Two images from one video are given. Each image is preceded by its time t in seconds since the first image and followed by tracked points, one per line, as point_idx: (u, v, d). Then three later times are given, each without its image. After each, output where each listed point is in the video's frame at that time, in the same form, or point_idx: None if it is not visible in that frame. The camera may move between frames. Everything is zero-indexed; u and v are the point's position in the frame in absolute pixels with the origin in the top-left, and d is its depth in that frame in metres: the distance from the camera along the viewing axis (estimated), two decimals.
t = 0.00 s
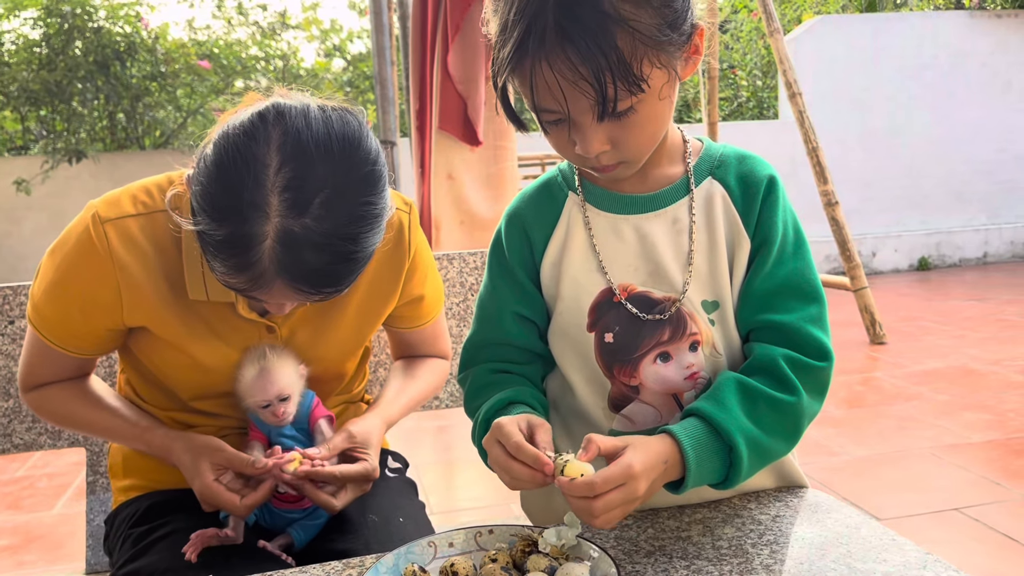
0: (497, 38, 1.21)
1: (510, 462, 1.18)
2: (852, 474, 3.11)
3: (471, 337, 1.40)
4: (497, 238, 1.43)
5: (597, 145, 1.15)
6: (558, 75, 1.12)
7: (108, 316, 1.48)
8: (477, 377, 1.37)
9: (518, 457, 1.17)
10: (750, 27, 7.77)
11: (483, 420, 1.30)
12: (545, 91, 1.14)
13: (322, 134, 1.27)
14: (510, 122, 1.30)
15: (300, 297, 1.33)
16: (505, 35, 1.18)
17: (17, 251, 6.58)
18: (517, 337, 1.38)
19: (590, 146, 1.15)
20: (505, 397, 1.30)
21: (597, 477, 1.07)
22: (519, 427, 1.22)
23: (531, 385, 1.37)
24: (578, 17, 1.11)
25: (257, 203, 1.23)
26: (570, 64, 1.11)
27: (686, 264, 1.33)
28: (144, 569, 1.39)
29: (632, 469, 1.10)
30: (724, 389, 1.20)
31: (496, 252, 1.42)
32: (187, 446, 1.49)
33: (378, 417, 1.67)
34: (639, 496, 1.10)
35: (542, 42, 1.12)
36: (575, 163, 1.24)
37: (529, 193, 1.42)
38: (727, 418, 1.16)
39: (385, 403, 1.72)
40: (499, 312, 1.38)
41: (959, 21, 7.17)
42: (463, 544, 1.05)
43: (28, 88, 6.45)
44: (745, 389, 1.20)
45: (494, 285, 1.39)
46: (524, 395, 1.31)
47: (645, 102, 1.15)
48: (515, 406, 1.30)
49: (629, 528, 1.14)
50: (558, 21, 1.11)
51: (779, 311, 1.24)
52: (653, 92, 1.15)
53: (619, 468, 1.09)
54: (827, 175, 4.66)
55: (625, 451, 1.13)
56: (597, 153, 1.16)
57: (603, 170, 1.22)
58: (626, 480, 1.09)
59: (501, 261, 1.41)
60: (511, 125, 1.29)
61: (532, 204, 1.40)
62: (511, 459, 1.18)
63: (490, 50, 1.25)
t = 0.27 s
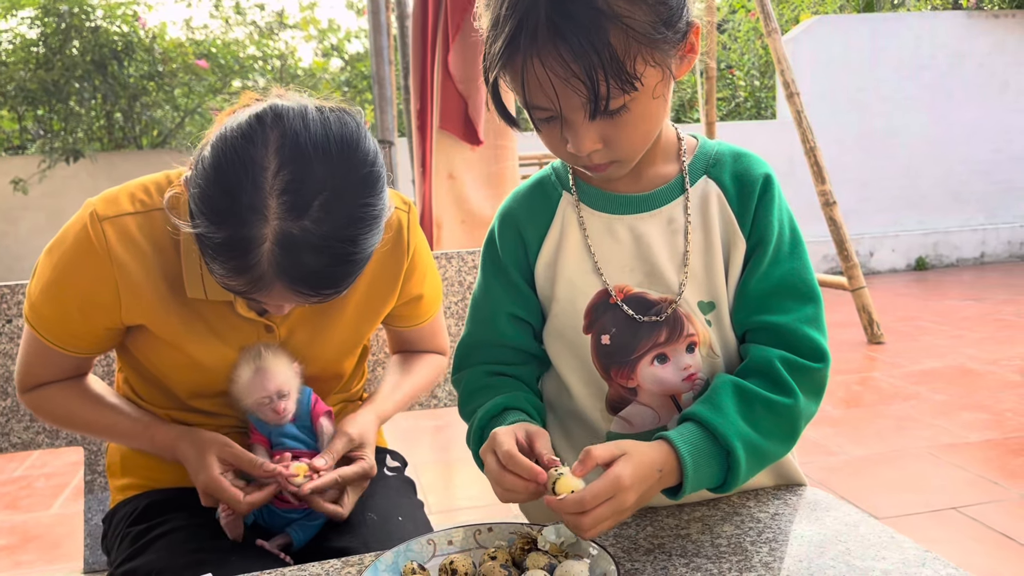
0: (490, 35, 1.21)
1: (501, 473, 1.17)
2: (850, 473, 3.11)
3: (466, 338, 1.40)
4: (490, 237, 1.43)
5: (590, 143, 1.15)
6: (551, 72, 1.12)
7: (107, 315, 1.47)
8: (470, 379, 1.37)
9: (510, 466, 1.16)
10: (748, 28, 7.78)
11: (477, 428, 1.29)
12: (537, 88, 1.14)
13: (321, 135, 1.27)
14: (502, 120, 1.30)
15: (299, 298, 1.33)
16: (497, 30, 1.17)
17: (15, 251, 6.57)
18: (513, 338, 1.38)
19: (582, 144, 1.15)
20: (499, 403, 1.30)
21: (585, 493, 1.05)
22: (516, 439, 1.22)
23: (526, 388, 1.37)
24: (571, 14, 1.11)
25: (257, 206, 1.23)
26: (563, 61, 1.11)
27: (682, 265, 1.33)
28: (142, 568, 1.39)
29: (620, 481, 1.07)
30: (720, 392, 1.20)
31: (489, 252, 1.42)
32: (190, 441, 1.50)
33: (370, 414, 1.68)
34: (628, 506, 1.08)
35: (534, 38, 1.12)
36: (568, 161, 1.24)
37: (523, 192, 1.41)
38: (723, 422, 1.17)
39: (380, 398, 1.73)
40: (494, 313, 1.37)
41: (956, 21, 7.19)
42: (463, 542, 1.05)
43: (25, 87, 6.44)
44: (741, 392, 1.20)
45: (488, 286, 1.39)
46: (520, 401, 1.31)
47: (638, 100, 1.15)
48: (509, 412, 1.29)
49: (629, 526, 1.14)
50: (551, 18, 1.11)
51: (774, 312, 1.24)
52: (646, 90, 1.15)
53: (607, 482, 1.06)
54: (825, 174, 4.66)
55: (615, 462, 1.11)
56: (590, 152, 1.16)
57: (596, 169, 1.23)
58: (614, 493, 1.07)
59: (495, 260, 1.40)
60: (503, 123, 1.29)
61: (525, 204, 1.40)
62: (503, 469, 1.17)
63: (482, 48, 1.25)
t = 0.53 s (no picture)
0: (482, 34, 1.20)
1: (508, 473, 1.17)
2: (849, 471, 3.11)
3: (456, 338, 1.39)
4: (482, 237, 1.42)
5: (584, 144, 1.16)
6: (545, 73, 1.11)
7: (104, 313, 1.47)
8: (461, 381, 1.36)
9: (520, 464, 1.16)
10: (747, 27, 7.77)
11: (467, 429, 1.29)
12: (531, 90, 1.14)
13: (322, 134, 1.27)
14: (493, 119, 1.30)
15: (303, 296, 1.34)
16: (490, 30, 1.17)
17: (13, 250, 6.56)
18: (504, 338, 1.37)
19: (576, 146, 1.16)
20: (487, 408, 1.29)
21: (586, 495, 1.07)
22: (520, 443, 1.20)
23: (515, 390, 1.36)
24: (564, 14, 1.10)
25: (260, 208, 1.23)
26: (557, 63, 1.11)
27: (678, 263, 1.33)
28: (141, 567, 1.39)
29: (621, 481, 1.09)
30: (725, 391, 1.20)
31: (481, 251, 1.41)
32: (190, 438, 1.49)
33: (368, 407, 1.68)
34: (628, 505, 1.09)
35: (528, 39, 1.11)
36: (562, 161, 1.24)
37: (515, 190, 1.41)
38: (729, 422, 1.17)
39: (374, 386, 1.73)
40: (485, 314, 1.37)
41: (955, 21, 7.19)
42: (461, 539, 1.05)
43: (24, 86, 6.44)
44: (745, 391, 1.20)
45: (480, 285, 1.38)
46: (509, 406, 1.30)
47: (633, 101, 1.15)
48: (497, 416, 1.28)
49: (628, 524, 1.13)
50: (544, 19, 1.11)
51: (774, 310, 1.24)
52: (641, 90, 1.16)
53: (608, 483, 1.08)
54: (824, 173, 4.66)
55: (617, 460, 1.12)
56: (584, 153, 1.17)
57: (589, 169, 1.23)
58: (615, 494, 1.08)
59: (486, 259, 1.39)
60: (495, 124, 1.29)
61: (518, 202, 1.39)
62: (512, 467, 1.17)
63: (473, 46, 1.24)
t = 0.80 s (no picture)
0: (478, 36, 1.19)
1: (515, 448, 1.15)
2: (848, 470, 3.11)
3: (440, 334, 1.37)
4: (477, 234, 1.41)
5: (581, 146, 1.16)
6: (542, 78, 1.11)
7: (103, 312, 1.47)
8: (441, 372, 1.34)
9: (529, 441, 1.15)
10: (746, 26, 7.77)
11: (443, 414, 1.27)
12: (528, 93, 1.14)
13: (327, 135, 1.27)
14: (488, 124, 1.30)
15: (308, 296, 1.34)
16: (486, 34, 1.17)
17: (12, 250, 6.56)
18: (491, 338, 1.35)
19: (573, 148, 1.16)
20: (466, 393, 1.28)
21: (574, 474, 1.10)
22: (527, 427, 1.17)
23: (495, 384, 1.34)
24: (560, 17, 1.10)
25: (266, 207, 1.23)
26: (553, 67, 1.10)
27: (677, 263, 1.33)
28: (140, 566, 1.38)
29: (612, 461, 1.10)
30: (726, 384, 1.20)
31: (474, 249, 1.39)
32: (188, 438, 1.49)
33: (368, 408, 1.69)
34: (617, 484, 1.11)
35: (524, 42, 1.11)
36: (558, 163, 1.24)
37: (512, 189, 1.41)
38: (732, 414, 1.17)
39: (373, 389, 1.74)
40: (473, 313, 1.35)
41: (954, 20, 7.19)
42: (461, 539, 1.05)
43: (23, 85, 6.44)
44: (746, 384, 1.20)
45: (470, 285, 1.37)
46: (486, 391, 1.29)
47: (630, 104, 1.15)
48: (474, 402, 1.27)
49: (627, 523, 1.13)
50: (540, 22, 1.10)
51: (773, 309, 1.24)
52: (638, 93, 1.16)
53: (597, 463, 1.10)
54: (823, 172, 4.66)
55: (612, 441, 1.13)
56: (581, 154, 1.17)
57: (586, 171, 1.23)
58: (605, 473, 1.10)
59: (480, 257, 1.38)
60: (493, 128, 1.29)
61: (515, 202, 1.39)
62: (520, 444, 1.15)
63: (470, 47, 1.24)
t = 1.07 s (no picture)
0: (478, 36, 1.19)
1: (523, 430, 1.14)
2: (848, 469, 3.11)
3: (433, 327, 1.37)
4: (476, 232, 1.40)
5: (581, 145, 1.16)
6: (542, 77, 1.11)
7: (104, 311, 1.47)
8: (431, 362, 1.34)
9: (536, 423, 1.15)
10: (746, 24, 7.76)
11: (433, 401, 1.27)
12: (529, 93, 1.14)
13: (332, 137, 1.26)
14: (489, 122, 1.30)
15: (311, 298, 1.34)
16: (486, 33, 1.16)
17: (12, 249, 6.56)
18: (485, 334, 1.35)
19: (574, 147, 1.16)
20: (459, 380, 1.27)
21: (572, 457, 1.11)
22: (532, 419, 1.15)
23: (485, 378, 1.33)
24: (561, 16, 1.10)
25: (270, 211, 1.23)
26: (554, 66, 1.10)
27: (677, 263, 1.33)
28: (140, 565, 1.38)
29: (608, 444, 1.11)
30: (727, 376, 1.20)
31: (473, 246, 1.39)
32: (185, 438, 1.49)
33: (368, 408, 1.69)
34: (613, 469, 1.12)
35: (525, 41, 1.11)
36: (558, 162, 1.24)
37: (512, 188, 1.40)
38: (735, 406, 1.17)
39: (374, 389, 1.74)
40: (469, 310, 1.35)
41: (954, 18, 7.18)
42: (461, 537, 1.05)
43: (23, 84, 6.44)
44: (747, 376, 1.20)
45: (468, 282, 1.37)
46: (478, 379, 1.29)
47: (630, 103, 1.15)
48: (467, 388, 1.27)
49: (627, 522, 1.13)
50: (541, 21, 1.10)
51: (773, 307, 1.25)
52: (638, 92, 1.16)
53: (595, 446, 1.11)
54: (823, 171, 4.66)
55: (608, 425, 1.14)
56: (581, 153, 1.17)
57: (587, 170, 1.23)
58: (601, 457, 1.11)
59: (478, 255, 1.38)
60: (493, 127, 1.29)
61: (515, 200, 1.39)
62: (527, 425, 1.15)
63: (469, 46, 1.24)
